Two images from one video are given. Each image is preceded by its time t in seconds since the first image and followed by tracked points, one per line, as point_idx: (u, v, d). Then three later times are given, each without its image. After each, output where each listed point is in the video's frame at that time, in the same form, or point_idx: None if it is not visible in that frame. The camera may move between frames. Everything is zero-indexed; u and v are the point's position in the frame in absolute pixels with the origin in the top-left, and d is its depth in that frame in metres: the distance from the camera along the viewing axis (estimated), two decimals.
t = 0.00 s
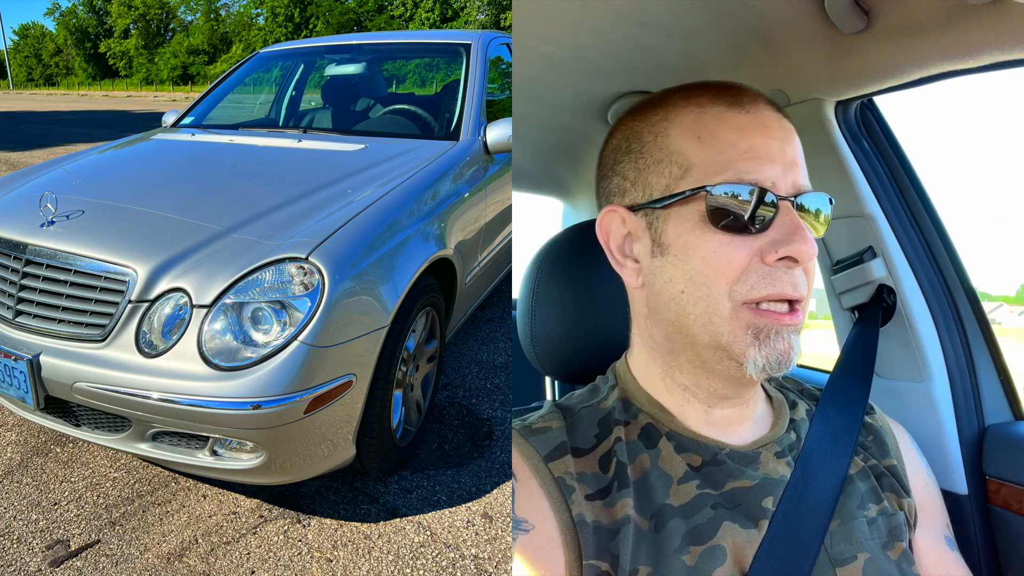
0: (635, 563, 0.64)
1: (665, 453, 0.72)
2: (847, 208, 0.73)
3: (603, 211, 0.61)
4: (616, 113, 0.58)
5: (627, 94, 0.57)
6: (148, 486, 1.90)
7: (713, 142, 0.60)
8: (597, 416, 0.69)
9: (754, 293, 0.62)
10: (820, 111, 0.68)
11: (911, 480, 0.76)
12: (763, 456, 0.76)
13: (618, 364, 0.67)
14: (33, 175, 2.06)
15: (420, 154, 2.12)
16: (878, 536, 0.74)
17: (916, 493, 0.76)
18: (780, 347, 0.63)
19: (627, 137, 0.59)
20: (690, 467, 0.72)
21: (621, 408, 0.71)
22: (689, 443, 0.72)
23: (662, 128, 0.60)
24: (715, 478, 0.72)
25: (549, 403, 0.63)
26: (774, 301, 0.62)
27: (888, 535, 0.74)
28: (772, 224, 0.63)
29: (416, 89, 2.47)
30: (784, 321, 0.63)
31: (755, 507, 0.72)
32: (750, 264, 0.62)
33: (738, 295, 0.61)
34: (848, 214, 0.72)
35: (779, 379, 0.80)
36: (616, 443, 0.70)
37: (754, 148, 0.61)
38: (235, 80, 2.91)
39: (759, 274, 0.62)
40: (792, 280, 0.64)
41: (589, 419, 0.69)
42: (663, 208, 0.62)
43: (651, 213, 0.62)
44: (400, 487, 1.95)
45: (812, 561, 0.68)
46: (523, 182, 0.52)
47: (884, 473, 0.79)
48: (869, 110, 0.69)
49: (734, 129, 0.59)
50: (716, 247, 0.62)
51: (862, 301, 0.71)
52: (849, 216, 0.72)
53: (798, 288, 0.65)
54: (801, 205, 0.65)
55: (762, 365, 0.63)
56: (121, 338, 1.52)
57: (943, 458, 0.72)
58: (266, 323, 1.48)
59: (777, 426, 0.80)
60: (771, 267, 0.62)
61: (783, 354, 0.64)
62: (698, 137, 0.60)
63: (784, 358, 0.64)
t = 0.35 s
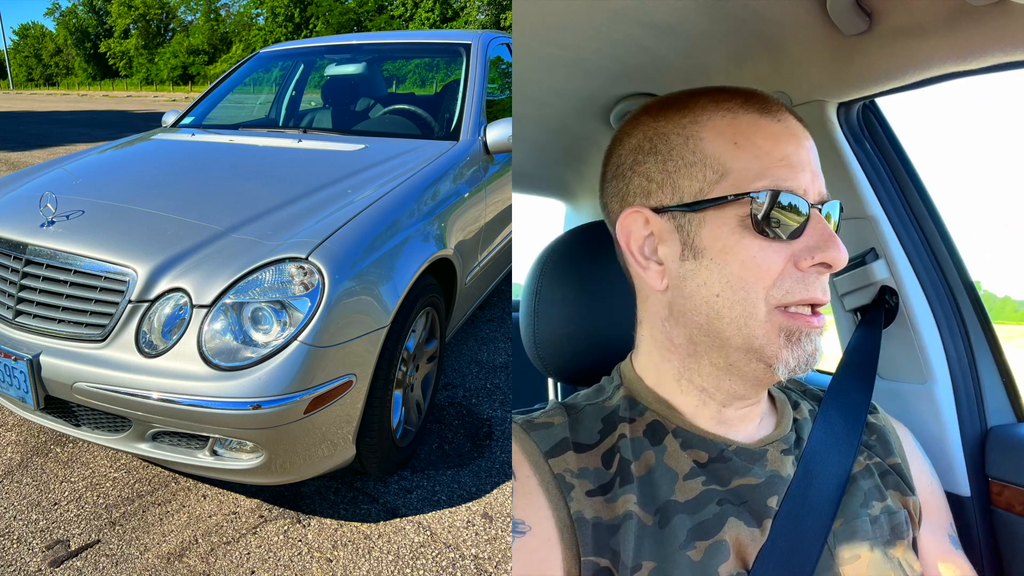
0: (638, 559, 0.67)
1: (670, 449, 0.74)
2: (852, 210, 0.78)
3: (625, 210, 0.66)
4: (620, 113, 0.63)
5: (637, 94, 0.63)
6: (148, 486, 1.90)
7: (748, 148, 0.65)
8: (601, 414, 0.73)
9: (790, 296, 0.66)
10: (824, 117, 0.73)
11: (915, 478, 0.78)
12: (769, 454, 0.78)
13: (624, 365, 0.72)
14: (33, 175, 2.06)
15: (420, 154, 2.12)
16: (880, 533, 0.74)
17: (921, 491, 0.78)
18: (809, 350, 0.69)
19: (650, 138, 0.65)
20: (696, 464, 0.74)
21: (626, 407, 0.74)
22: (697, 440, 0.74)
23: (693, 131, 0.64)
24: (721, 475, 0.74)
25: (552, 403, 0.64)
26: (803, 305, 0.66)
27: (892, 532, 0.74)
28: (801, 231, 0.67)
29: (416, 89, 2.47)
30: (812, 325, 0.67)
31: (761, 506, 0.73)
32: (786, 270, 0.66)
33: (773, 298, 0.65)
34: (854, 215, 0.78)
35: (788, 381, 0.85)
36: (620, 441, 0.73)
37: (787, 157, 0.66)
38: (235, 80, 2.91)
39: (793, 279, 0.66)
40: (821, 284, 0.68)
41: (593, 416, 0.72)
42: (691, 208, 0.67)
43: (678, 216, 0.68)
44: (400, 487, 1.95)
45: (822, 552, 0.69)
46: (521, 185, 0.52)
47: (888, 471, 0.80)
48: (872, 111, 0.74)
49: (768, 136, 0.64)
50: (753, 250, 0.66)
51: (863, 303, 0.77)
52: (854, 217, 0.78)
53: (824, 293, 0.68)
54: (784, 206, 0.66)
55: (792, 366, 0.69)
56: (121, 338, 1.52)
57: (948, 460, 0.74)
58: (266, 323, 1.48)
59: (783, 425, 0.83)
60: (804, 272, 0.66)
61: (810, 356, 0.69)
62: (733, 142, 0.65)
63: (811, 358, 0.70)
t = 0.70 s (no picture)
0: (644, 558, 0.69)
1: (677, 447, 0.77)
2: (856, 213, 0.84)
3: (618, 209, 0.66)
4: (624, 113, 0.67)
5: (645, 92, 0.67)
6: (148, 486, 1.90)
7: (720, 144, 0.68)
8: (608, 411, 0.75)
9: (760, 293, 0.69)
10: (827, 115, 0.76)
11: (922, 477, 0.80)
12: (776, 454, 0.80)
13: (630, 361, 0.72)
14: (33, 175, 2.06)
15: (419, 154, 2.12)
16: (888, 533, 0.76)
17: (928, 491, 0.79)
18: (785, 351, 0.70)
19: (640, 138, 0.68)
20: (703, 461, 0.77)
21: (634, 404, 0.77)
22: (703, 438, 0.77)
23: (670, 130, 0.69)
24: (727, 473, 0.77)
25: (558, 401, 0.66)
26: (777, 307, 0.70)
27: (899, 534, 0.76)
28: (774, 225, 0.70)
29: (416, 89, 2.48)
30: (788, 325, 0.70)
31: (766, 504, 0.76)
32: (754, 265, 0.69)
33: (739, 296, 0.69)
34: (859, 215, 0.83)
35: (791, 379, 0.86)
36: (627, 438, 0.76)
37: (763, 150, 0.69)
38: (235, 80, 2.91)
39: (762, 275, 0.69)
40: (797, 282, 0.71)
41: (601, 414, 0.74)
42: (677, 205, 0.70)
43: (660, 214, 0.70)
44: (400, 487, 1.95)
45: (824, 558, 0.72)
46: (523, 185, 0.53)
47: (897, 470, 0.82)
48: (874, 109, 0.77)
49: (739, 130, 0.68)
50: (718, 247, 0.69)
51: (866, 303, 0.80)
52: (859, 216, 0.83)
53: (801, 292, 0.71)
54: (813, 206, 0.73)
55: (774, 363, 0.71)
56: (121, 339, 1.52)
57: (953, 456, 0.77)
58: (266, 323, 1.48)
59: (788, 425, 0.84)
60: (774, 268, 0.69)
61: (787, 360, 0.71)
62: (705, 138, 0.68)
63: (788, 363, 0.71)
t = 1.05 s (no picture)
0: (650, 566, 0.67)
1: (678, 454, 0.73)
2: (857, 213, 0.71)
3: (654, 217, 0.64)
4: (630, 114, 0.63)
5: (648, 96, 0.63)
6: (148, 486, 1.90)
7: (783, 155, 0.63)
8: (610, 420, 0.73)
9: (825, 302, 0.65)
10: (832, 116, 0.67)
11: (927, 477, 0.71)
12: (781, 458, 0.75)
13: (633, 363, 0.70)
14: (33, 175, 2.06)
15: (419, 154, 2.12)
16: (891, 538, 0.71)
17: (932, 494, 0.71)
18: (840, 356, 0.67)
19: (678, 141, 0.63)
20: (706, 470, 0.73)
21: (637, 412, 0.73)
22: (708, 446, 0.73)
23: (725, 137, 0.62)
24: (730, 482, 0.73)
25: (560, 406, 0.67)
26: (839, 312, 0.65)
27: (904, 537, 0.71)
28: (832, 239, 0.65)
29: (416, 89, 2.47)
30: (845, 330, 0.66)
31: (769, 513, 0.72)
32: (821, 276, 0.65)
33: (808, 304, 0.65)
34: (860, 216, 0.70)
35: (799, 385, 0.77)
36: (627, 446, 0.73)
37: (817, 164, 0.65)
38: (235, 80, 2.91)
39: (826, 286, 0.65)
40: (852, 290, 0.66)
41: (602, 421, 0.72)
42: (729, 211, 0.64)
43: (708, 221, 0.64)
44: (400, 487, 1.95)
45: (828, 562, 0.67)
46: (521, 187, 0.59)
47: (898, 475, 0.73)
48: (878, 112, 0.68)
49: (802, 144, 0.63)
50: (793, 259, 0.64)
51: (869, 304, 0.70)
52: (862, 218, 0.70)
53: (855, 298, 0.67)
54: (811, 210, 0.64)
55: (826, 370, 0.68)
56: (121, 338, 1.52)
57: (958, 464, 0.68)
58: (266, 323, 1.48)
59: (794, 428, 0.77)
60: (836, 279, 0.65)
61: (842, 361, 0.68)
62: (771, 149, 0.62)
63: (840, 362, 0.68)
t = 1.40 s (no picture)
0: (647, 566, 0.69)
1: (674, 458, 0.78)
2: (863, 214, 0.89)
3: (662, 218, 0.74)
4: (629, 116, 0.71)
5: (648, 96, 0.71)
6: (148, 486, 1.90)
7: (789, 158, 0.72)
8: (606, 423, 0.78)
9: (831, 302, 0.73)
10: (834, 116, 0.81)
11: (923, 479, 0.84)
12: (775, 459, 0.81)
13: (629, 367, 0.78)
14: (33, 175, 2.06)
15: (419, 154, 2.12)
16: (888, 538, 0.77)
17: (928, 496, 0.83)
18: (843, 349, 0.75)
19: (686, 142, 0.72)
20: (702, 473, 0.78)
21: (632, 415, 0.79)
22: (705, 448, 0.79)
23: (731, 138, 0.71)
24: (727, 484, 0.77)
25: (557, 411, 0.69)
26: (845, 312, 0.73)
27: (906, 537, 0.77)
28: (835, 240, 0.73)
29: (416, 89, 2.47)
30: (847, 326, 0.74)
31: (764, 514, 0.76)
32: (824, 278, 0.72)
33: (813, 304, 0.73)
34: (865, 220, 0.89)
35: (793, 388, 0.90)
36: (626, 450, 0.77)
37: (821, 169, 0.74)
38: (235, 80, 2.91)
39: (830, 287, 0.73)
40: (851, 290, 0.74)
41: (598, 424, 0.77)
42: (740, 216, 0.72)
43: (715, 223, 0.73)
44: (400, 487, 1.95)
45: (826, 558, 0.72)
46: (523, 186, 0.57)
47: (896, 475, 0.84)
48: (879, 112, 0.82)
49: (807, 146, 0.73)
50: (799, 261, 0.72)
51: (871, 306, 0.84)
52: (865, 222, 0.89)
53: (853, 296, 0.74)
54: (817, 217, 0.72)
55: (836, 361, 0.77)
56: (121, 338, 1.52)
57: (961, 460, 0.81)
58: (266, 323, 1.48)
59: (790, 429, 0.85)
60: (839, 281, 0.73)
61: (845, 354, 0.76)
62: (777, 152, 0.71)
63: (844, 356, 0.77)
